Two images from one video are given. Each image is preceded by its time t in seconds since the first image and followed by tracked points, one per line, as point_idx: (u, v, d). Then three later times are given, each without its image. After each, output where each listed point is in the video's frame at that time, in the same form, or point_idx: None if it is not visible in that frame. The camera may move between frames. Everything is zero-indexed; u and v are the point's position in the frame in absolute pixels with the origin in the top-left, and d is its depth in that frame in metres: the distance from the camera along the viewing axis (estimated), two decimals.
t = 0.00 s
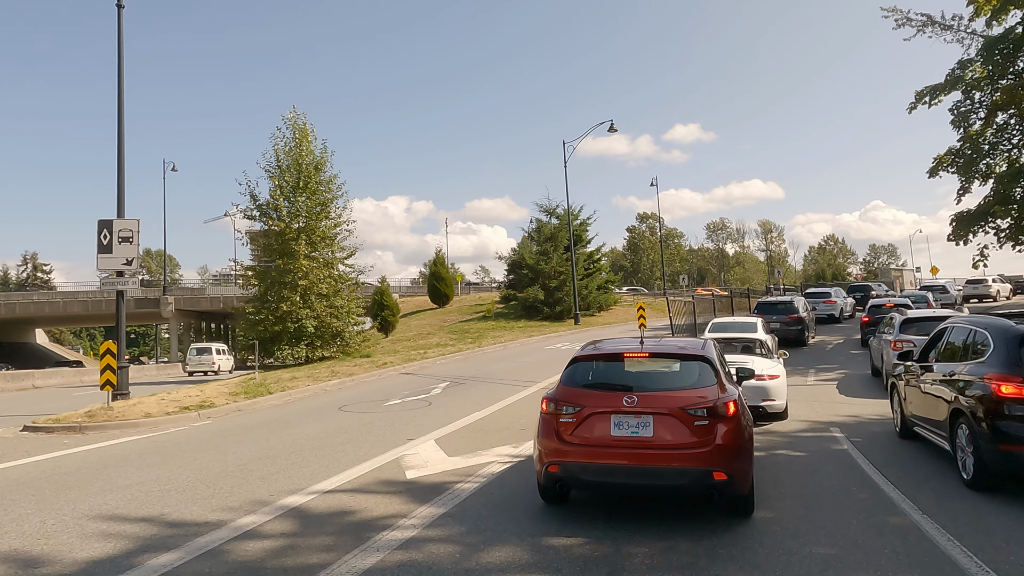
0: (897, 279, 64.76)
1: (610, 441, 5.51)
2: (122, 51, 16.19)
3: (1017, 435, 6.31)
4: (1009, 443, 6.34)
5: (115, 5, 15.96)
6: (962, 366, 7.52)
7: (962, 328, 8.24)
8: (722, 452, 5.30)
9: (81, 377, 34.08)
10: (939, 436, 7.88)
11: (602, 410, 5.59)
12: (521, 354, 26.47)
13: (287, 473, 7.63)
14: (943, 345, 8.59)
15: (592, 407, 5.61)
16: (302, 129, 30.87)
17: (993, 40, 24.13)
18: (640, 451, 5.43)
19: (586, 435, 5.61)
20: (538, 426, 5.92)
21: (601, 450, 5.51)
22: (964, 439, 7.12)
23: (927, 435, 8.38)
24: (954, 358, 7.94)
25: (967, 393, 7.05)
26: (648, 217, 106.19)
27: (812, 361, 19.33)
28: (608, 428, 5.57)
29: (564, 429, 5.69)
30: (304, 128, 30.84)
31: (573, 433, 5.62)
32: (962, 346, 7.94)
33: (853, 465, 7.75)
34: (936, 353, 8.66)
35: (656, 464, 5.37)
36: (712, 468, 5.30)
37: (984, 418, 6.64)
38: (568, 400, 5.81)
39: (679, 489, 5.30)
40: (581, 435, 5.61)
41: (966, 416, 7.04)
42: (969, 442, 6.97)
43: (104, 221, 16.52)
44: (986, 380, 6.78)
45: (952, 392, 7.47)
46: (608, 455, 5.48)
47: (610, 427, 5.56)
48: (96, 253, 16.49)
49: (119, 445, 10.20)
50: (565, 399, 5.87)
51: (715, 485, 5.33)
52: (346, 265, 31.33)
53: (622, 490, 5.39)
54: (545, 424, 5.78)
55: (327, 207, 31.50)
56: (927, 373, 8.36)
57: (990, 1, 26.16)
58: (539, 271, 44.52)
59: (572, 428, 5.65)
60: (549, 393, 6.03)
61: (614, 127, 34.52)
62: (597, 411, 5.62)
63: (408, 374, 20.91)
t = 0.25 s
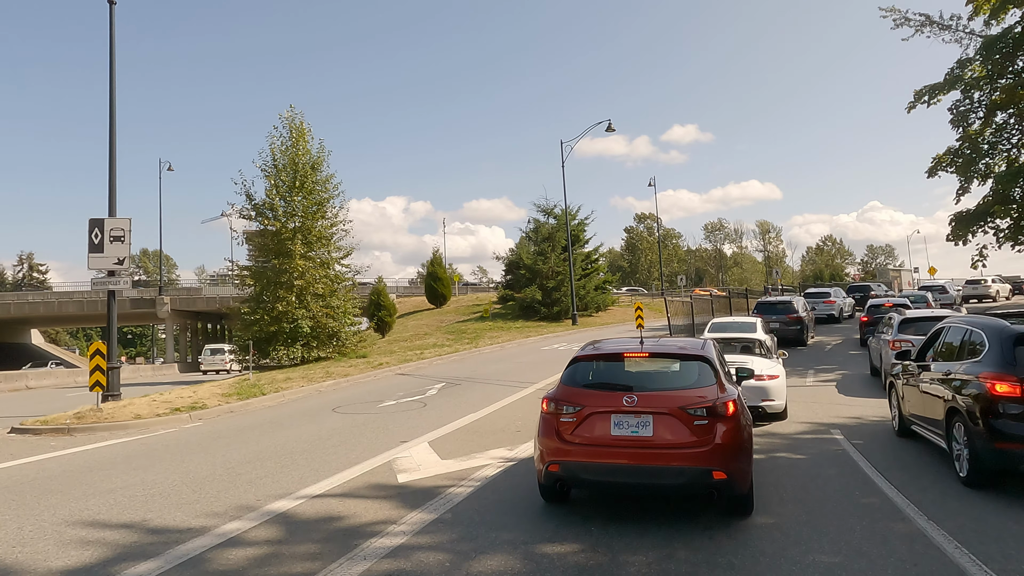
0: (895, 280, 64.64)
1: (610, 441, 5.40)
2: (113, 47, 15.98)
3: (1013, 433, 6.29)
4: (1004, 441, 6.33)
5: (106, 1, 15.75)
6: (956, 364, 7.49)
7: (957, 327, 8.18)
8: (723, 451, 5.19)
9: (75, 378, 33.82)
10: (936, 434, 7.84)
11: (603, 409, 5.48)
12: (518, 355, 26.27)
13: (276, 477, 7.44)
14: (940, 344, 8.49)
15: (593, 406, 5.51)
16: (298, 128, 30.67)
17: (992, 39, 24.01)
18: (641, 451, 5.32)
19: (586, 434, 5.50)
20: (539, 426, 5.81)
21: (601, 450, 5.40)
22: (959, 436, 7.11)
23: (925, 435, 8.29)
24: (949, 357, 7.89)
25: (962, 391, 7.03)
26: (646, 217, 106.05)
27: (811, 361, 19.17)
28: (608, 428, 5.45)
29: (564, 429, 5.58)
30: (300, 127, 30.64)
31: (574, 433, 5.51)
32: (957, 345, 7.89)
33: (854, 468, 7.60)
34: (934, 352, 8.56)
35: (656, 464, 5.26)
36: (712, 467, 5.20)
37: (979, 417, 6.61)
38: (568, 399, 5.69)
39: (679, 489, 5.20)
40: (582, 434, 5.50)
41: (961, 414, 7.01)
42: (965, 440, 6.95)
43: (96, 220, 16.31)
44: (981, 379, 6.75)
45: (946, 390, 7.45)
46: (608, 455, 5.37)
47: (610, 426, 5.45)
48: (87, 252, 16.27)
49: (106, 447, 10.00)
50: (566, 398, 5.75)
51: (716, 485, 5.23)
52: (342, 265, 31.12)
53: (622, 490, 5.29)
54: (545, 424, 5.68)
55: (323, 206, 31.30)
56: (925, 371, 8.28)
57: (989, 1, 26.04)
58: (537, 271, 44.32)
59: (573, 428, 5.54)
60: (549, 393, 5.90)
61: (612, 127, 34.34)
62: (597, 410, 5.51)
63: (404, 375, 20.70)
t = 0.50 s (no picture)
0: (892, 280, 64.57)
1: (610, 440, 5.23)
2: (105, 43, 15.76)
3: (1010, 432, 6.18)
4: (1001, 440, 6.21)
5: None
6: (952, 364, 7.37)
7: (954, 327, 8.05)
8: (723, 451, 5.02)
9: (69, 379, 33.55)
10: (933, 433, 7.71)
11: (603, 409, 5.31)
12: (514, 355, 26.09)
13: (264, 481, 7.23)
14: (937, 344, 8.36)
15: (594, 406, 5.34)
16: (295, 127, 30.46)
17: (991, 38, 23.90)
18: (641, 451, 5.14)
19: (587, 434, 5.32)
20: (538, 426, 5.63)
21: (601, 450, 5.23)
22: (955, 435, 6.98)
23: (922, 434, 8.15)
24: (946, 357, 7.76)
25: (958, 390, 6.90)
26: (644, 218, 105.98)
27: (810, 361, 19.01)
28: (608, 427, 5.27)
29: (564, 429, 5.40)
30: (296, 126, 30.45)
31: (574, 432, 5.34)
32: (953, 345, 7.76)
33: (856, 471, 7.43)
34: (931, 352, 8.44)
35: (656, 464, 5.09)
36: (711, 467, 5.03)
37: (976, 416, 6.49)
38: (569, 399, 5.51)
39: (678, 490, 5.03)
40: (582, 434, 5.33)
41: (958, 413, 6.89)
42: (960, 439, 6.83)
43: (86, 218, 16.10)
44: (977, 378, 6.63)
45: (942, 389, 7.33)
46: (608, 455, 5.20)
47: (610, 426, 5.27)
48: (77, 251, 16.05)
49: (93, 450, 9.78)
50: (566, 398, 5.57)
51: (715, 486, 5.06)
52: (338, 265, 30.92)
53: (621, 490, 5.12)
54: (545, 424, 5.50)
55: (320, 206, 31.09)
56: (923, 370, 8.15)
57: None
58: (534, 271, 44.15)
59: (573, 428, 5.36)
60: (549, 392, 5.73)
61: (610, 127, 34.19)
62: (598, 410, 5.33)
63: (400, 376, 20.50)
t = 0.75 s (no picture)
0: (889, 280, 64.53)
1: (610, 440, 5.04)
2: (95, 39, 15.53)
3: (1007, 432, 6.02)
4: (998, 440, 6.06)
5: None
6: (949, 363, 7.21)
7: (950, 327, 7.89)
8: (722, 452, 4.84)
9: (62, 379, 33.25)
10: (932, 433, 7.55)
11: (603, 409, 5.12)
12: (511, 356, 25.89)
13: (250, 485, 7.03)
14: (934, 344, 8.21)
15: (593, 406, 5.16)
16: (291, 126, 30.23)
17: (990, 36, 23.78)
18: (640, 452, 4.96)
19: (587, 434, 5.14)
20: (537, 426, 5.45)
21: (600, 450, 5.04)
22: (952, 434, 6.83)
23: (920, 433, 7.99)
24: (943, 357, 7.60)
25: (955, 390, 6.74)
26: (642, 218, 105.85)
27: (809, 361, 18.84)
28: (608, 427, 5.09)
29: (563, 428, 5.22)
30: (292, 125, 30.22)
31: (574, 432, 5.15)
32: (950, 345, 7.60)
33: (857, 474, 7.25)
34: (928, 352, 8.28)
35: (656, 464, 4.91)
36: (710, 467, 4.85)
37: (973, 415, 6.33)
38: (568, 399, 5.33)
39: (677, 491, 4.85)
40: (582, 434, 5.14)
41: (955, 412, 6.73)
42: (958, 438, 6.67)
43: (76, 217, 15.86)
44: (973, 378, 6.47)
45: (940, 389, 7.17)
46: (608, 455, 5.02)
47: (609, 426, 5.09)
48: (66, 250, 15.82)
49: (78, 452, 9.56)
50: (566, 399, 5.38)
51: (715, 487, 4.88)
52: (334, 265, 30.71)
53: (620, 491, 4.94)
54: (545, 424, 5.32)
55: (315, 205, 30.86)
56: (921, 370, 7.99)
57: None
58: (531, 271, 43.95)
59: (572, 428, 5.17)
60: (548, 392, 5.54)
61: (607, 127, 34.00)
62: (598, 410, 5.15)
63: (395, 376, 20.27)
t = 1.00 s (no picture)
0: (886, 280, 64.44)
1: (609, 441, 4.85)
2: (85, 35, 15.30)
3: (1005, 431, 5.83)
4: (996, 439, 5.87)
5: None
6: (947, 363, 7.03)
7: (949, 327, 7.70)
8: (722, 452, 4.65)
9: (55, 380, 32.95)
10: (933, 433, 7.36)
11: (602, 409, 4.93)
12: (507, 356, 25.69)
13: (236, 489, 6.82)
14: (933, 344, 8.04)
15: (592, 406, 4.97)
16: (286, 125, 30.02)
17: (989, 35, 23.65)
18: (640, 453, 4.76)
19: (587, 434, 4.94)
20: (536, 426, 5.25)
21: (599, 451, 4.85)
22: (951, 434, 6.64)
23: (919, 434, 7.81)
24: (942, 357, 7.41)
25: (953, 389, 6.55)
26: (640, 219, 105.71)
27: (808, 362, 18.67)
28: (607, 428, 4.89)
29: (562, 428, 5.02)
30: (288, 124, 30.00)
31: (573, 432, 4.95)
32: (949, 345, 7.42)
33: (859, 478, 7.06)
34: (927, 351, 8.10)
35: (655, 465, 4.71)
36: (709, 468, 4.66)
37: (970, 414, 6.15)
38: (568, 399, 5.13)
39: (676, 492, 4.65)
40: (582, 434, 4.94)
41: (953, 411, 6.54)
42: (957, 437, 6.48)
43: (65, 215, 15.62)
44: (971, 378, 6.30)
45: (938, 388, 6.98)
46: (608, 455, 4.82)
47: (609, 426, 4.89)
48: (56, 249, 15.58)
49: (62, 455, 9.34)
50: (565, 399, 5.18)
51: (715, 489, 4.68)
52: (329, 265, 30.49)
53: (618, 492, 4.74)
54: (543, 424, 5.12)
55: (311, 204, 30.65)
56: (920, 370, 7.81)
57: None
58: (529, 271, 43.75)
59: (571, 428, 4.97)
60: (546, 392, 5.35)
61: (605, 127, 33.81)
62: (597, 410, 4.96)
63: (390, 377, 20.06)
